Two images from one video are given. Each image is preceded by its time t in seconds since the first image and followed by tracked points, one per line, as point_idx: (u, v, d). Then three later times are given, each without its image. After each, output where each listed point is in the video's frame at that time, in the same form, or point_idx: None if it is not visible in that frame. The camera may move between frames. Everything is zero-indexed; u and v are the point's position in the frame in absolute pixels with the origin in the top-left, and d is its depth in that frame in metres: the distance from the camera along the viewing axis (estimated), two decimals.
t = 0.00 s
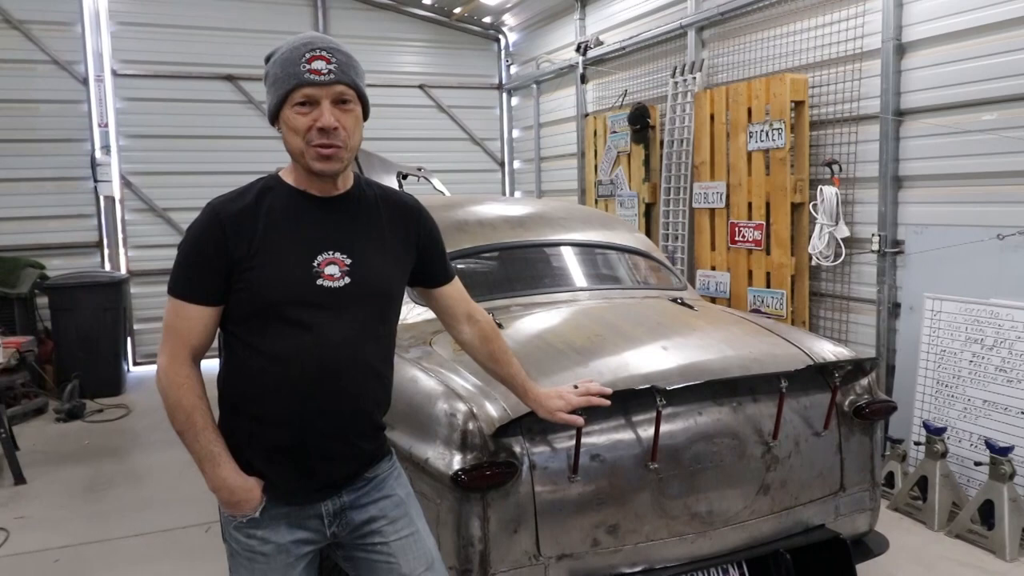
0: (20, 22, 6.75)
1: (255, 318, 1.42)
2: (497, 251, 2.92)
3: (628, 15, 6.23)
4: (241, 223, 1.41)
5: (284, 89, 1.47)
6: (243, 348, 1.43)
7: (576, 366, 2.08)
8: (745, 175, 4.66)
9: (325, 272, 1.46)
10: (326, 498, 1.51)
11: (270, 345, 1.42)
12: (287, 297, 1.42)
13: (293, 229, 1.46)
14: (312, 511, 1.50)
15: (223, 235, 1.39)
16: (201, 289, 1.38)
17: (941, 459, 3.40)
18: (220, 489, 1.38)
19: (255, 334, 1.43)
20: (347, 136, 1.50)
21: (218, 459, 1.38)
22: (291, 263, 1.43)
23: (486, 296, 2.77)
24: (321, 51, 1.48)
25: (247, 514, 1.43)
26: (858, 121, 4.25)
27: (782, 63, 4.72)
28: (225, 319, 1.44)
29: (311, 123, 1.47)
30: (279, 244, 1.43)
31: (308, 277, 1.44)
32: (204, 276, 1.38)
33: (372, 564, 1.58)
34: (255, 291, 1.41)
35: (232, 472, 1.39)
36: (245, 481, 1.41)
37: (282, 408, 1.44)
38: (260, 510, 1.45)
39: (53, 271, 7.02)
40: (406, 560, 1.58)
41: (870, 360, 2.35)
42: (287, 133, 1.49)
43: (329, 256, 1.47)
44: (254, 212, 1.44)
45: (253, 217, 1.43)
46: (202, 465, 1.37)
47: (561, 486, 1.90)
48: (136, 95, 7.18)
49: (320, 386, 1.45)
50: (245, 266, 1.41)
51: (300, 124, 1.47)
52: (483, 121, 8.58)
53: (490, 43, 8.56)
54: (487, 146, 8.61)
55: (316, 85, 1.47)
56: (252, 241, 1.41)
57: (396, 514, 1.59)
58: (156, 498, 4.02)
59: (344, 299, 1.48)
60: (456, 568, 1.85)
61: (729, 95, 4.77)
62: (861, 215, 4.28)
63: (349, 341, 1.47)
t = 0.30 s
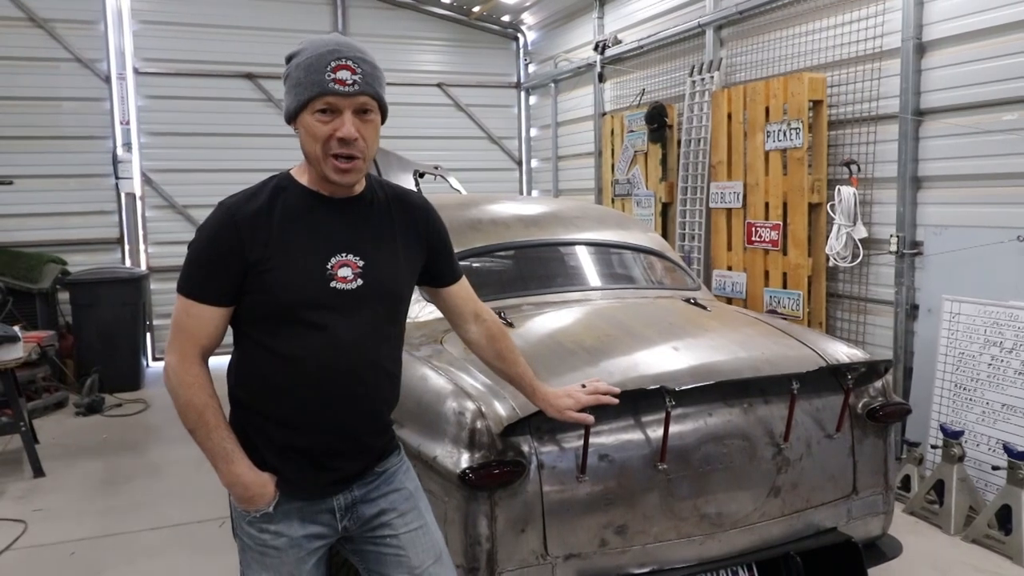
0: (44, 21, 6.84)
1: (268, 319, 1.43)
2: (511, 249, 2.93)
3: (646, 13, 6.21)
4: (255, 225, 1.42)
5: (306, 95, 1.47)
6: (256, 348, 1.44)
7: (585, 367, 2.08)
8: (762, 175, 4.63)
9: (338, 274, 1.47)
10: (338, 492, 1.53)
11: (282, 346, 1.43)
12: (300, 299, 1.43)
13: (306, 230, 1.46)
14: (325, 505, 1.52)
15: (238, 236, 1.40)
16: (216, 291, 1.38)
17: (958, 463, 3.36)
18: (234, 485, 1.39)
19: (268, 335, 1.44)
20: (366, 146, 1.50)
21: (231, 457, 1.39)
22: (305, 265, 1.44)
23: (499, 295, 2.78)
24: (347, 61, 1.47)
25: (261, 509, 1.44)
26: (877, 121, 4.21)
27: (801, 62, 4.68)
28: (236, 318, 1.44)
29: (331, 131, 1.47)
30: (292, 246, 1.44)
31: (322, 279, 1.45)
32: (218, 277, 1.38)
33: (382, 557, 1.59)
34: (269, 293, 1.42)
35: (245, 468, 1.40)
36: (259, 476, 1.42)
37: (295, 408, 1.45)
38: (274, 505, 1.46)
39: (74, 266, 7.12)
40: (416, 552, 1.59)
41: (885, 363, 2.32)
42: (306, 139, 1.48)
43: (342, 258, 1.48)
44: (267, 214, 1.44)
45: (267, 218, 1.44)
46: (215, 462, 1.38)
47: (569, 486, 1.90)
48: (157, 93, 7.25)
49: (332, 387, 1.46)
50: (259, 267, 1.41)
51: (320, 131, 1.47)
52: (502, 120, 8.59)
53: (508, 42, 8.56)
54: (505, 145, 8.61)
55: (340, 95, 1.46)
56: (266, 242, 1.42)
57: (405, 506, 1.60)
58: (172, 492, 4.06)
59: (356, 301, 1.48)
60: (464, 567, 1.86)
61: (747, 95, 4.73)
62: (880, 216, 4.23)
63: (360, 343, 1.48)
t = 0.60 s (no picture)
0: (55, 24, 6.90)
1: (270, 319, 1.42)
2: (515, 249, 2.92)
3: (654, 12, 6.19)
4: (257, 223, 1.40)
5: (378, 100, 1.45)
6: (252, 349, 1.43)
7: (582, 366, 2.08)
8: (768, 175, 4.60)
9: (339, 276, 1.48)
10: (335, 491, 1.54)
11: (284, 346, 1.44)
12: (303, 300, 1.43)
13: (307, 231, 1.46)
14: (322, 506, 1.53)
15: (240, 234, 1.38)
16: (218, 290, 1.36)
17: (964, 464, 3.34)
18: (236, 491, 1.39)
19: (268, 335, 1.43)
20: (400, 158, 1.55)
21: (233, 461, 1.38)
22: (307, 266, 1.44)
23: (501, 295, 2.78)
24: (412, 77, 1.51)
25: (262, 514, 1.43)
26: (884, 119, 4.18)
27: (807, 60, 4.65)
28: (232, 316, 1.42)
29: (389, 140, 1.48)
30: (295, 246, 1.44)
31: (324, 280, 1.46)
32: (222, 276, 1.36)
33: (373, 552, 1.61)
34: (272, 292, 1.41)
35: (248, 473, 1.40)
36: (260, 481, 1.41)
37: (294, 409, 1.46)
38: (275, 508, 1.46)
39: (86, 267, 7.18)
40: (406, 545, 1.62)
41: (886, 363, 2.30)
42: (358, 139, 1.46)
43: (342, 259, 1.49)
44: (268, 212, 1.43)
45: (267, 217, 1.42)
46: (217, 467, 1.37)
47: (563, 486, 1.90)
48: (167, 95, 7.30)
49: (331, 386, 1.48)
50: (261, 266, 1.40)
51: (379, 136, 1.47)
52: (510, 120, 8.59)
53: (516, 42, 8.56)
54: (513, 145, 8.61)
55: (408, 108, 1.49)
56: (269, 242, 1.41)
57: (396, 500, 1.63)
58: (178, 491, 4.09)
59: (356, 302, 1.50)
60: (458, 566, 1.86)
61: (753, 93, 4.71)
62: (886, 215, 4.21)
63: (358, 344, 1.51)
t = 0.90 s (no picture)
0: (43, 13, 6.83)
1: (256, 303, 1.43)
2: (508, 240, 2.93)
3: (646, 3, 6.19)
4: (245, 207, 1.41)
5: (286, 69, 1.52)
6: (240, 334, 1.44)
7: (574, 356, 2.09)
8: (760, 166, 4.62)
9: (326, 260, 1.48)
10: (317, 485, 1.54)
11: (269, 330, 1.44)
12: (288, 284, 1.43)
13: (295, 215, 1.46)
14: (303, 499, 1.52)
15: (227, 217, 1.39)
16: (205, 273, 1.37)
17: (951, 453, 3.37)
18: (211, 480, 1.39)
19: (254, 320, 1.44)
20: (330, 126, 1.49)
21: (211, 449, 1.39)
22: (294, 250, 1.44)
23: (493, 285, 2.78)
24: (323, 39, 1.49)
25: (237, 505, 1.44)
26: (875, 111, 4.20)
27: (799, 52, 4.67)
28: (222, 300, 1.43)
29: (296, 105, 1.49)
30: (281, 230, 1.44)
31: (310, 265, 1.45)
32: (208, 258, 1.37)
33: (362, 548, 1.61)
34: (257, 275, 1.41)
35: (224, 462, 1.40)
36: (237, 472, 1.42)
37: (278, 396, 1.46)
38: (251, 500, 1.46)
39: (76, 258, 7.14)
40: (395, 543, 1.61)
41: (875, 352, 2.32)
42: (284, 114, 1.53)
43: (330, 245, 1.49)
44: (257, 196, 1.43)
45: (257, 201, 1.43)
46: (195, 454, 1.38)
47: (556, 475, 1.91)
48: (156, 84, 7.25)
49: (316, 373, 1.48)
50: (247, 249, 1.40)
51: (289, 104, 1.50)
52: (503, 111, 8.58)
53: (509, 33, 8.54)
54: (505, 136, 8.61)
55: (307, 69, 1.48)
56: (256, 225, 1.41)
57: (384, 497, 1.62)
58: (170, 482, 4.09)
59: (343, 288, 1.50)
60: (452, 554, 1.88)
61: (745, 85, 4.72)
62: (877, 206, 4.23)
63: (344, 331, 1.50)
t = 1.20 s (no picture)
0: (27, 12, 6.77)
1: (246, 304, 1.42)
2: (499, 237, 2.92)
3: None
4: (234, 207, 1.40)
5: (283, 66, 1.50)
6: (231, 335, 1.43)
7: (568, 353, 2.09)
8: (749, 162, 4.63)
9: (316, 261, 1.46)
10: (309, 485, 1.52)
11: (259, 331, 1.43)
12: (279, 285, 1.42)
13: (285, 215, 1.45)
14: (295, 499, 1.51)
15: (216, 217, 1.37)
16: (194, 274, 1.36)
17: (943, 445, 3.39)
18: (203, 480, 1.38)
19: (245, 322, 1.42)
20: (331, 125, 1.49)
21: (202, 449, 1.37)
22: (284, 251, 1.43)
23: (485, 283, 2.77)
24: (324, 38, 1.49)
25: (229, 505, 1.42)
26: (864, 105, 4.21)
27: (787, 48, 4.68)
28: (212, 301, 1.42)
29: (296, 103, 1.47)
30: (271, 230, 1.42)
31: (301, 266, 1.44)
32: (197, 260, 1.35)
33: (353, 547, 1.60)
34: (247, 277, 1.40)
35: (215, 462, 1.38)
36: (229, 472, 1.40)
37: (270, 397, 1.45)
38: (242, 500, 1.45)
39: (63, 259, 7.08)
40: (386, 541, 1.60)
41: (867, 346, 2.33)
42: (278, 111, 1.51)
43: (320, 245, 1.47)
44: (246, 197, 1.42)
45: (246, 202, 1.42)
46: (186, 454, 1.37)
47: (551, 472, 1.91)
48: (143, 84, 7.20)
49: (308, 374, 1.47)
50: (237, 250, 1.39)
51: (287, 102, 1.48)
52: (492, 108, 8.56)
53: (497, 30, 8.53)
54: (495, 134, 8.59)
55: (309, 67, 1.48)
56: (245, 226, 1.40)
57: (376, 495, 1.61)
58: (162, 484, 4.06)
59: (334, 289, 1.49)
60: (447, 553, 1.87)
61: (734, 81, 4.72)
62: (866, 201, 4.25)
63: (335, 332, 1.50)
